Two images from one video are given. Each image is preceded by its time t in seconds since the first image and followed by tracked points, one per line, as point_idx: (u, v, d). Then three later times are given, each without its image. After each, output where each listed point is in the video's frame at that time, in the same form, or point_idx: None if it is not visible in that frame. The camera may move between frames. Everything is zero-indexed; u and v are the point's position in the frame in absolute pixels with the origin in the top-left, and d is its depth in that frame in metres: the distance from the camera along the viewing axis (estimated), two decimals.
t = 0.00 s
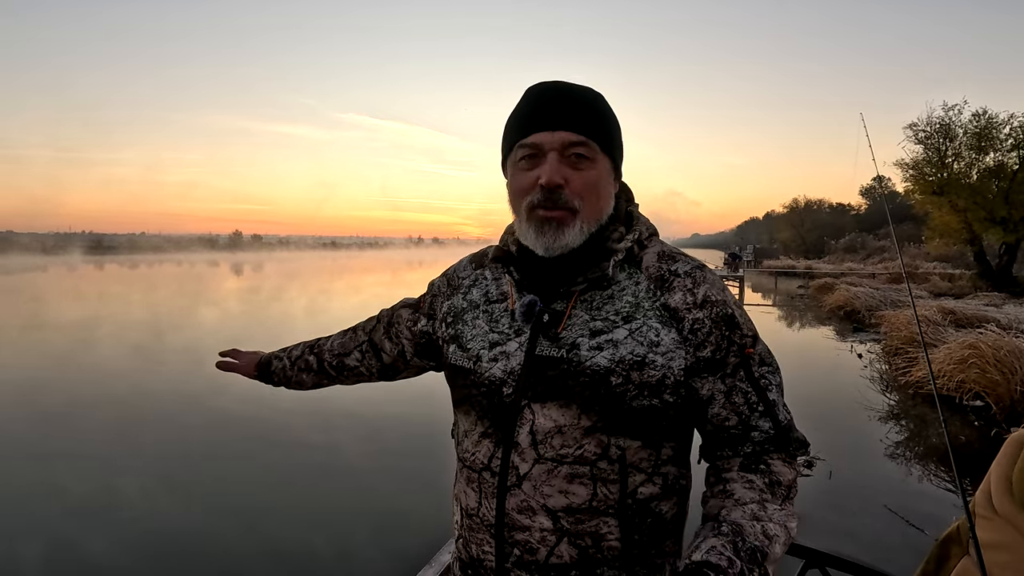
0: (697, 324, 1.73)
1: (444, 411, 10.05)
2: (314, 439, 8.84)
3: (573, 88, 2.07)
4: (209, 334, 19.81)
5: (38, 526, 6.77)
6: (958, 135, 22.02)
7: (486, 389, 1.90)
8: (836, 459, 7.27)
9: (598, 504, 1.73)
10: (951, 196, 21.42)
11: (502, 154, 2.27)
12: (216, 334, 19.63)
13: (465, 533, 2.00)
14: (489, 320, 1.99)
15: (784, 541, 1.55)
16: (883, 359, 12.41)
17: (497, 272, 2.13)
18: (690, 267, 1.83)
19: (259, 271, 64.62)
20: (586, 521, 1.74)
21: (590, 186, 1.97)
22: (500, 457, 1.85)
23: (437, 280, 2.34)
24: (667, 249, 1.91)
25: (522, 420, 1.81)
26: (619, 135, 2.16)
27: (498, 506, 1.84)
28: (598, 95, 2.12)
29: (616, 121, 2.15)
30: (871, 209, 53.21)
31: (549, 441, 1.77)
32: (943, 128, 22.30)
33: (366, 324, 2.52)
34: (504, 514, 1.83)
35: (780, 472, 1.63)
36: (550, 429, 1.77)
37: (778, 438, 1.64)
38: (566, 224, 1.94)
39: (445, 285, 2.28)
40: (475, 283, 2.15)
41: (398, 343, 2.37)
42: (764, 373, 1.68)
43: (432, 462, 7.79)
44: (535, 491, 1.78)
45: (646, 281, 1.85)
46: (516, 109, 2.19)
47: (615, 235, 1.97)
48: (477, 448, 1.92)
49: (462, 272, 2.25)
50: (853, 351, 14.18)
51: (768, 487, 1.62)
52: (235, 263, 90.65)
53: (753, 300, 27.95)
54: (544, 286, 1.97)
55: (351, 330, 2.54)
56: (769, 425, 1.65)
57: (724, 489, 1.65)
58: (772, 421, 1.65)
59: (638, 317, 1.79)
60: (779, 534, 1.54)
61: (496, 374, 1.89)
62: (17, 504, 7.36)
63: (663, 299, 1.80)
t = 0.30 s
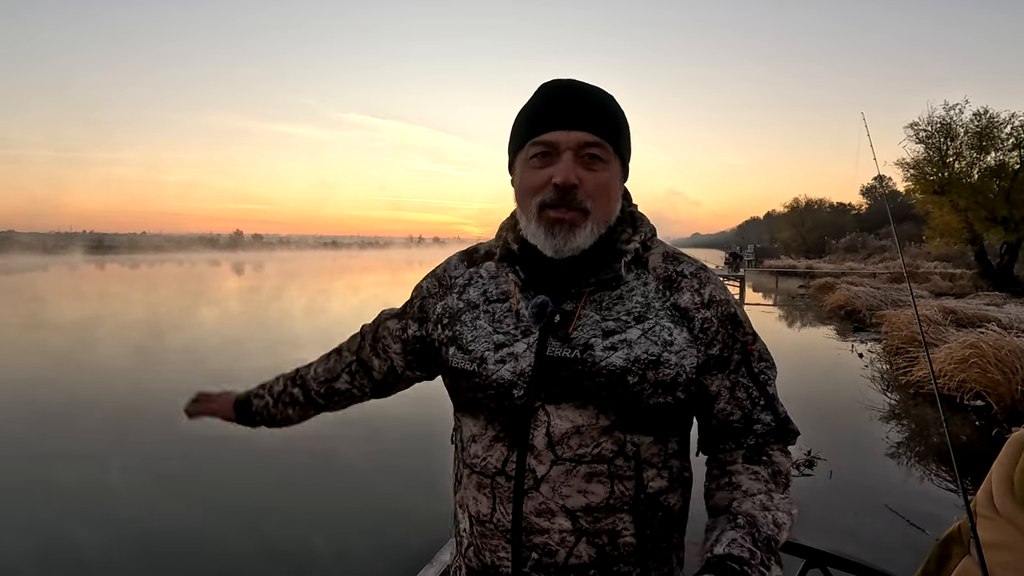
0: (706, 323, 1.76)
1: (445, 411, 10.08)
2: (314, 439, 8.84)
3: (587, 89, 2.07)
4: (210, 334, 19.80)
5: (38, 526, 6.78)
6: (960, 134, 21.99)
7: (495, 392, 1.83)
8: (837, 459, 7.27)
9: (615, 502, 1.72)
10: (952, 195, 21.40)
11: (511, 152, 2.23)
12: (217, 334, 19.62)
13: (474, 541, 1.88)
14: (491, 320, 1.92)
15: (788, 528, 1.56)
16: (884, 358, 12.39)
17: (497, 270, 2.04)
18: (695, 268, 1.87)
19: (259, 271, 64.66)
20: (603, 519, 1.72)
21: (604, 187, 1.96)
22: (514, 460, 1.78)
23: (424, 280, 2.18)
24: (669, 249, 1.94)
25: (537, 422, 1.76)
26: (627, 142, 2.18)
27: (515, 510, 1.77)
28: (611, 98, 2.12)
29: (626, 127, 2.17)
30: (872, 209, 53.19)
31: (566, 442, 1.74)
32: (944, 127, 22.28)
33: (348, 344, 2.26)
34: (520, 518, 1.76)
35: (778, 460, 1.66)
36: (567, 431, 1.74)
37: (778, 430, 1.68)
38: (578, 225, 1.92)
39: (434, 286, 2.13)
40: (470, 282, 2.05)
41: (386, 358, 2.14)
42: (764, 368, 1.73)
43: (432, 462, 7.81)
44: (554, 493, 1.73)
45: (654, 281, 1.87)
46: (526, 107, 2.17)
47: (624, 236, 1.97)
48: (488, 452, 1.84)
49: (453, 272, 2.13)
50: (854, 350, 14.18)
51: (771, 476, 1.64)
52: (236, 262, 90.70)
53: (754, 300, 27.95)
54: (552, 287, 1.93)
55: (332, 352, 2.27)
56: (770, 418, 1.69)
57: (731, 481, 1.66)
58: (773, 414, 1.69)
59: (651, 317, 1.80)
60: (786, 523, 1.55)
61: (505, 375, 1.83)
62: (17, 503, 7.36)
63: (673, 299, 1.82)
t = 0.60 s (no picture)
0: (707, 321, 1.82)
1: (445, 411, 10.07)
2: (313, 439, 8.84)
3: (593, 89, 2.08)
4: (212, 334, 19.83)
5: (37, 525, 6.77)
6: (960, 134, 21.98)
7: (503, 397, 1.79)
8: (837, 458, 7.28)
9: (627, 498, 1.73)
10: (953, 195, 21.39)
11: (514, 149, 2.22)
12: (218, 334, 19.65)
13: (485, 548, 1.84)
14: (492, 324, 1.89)
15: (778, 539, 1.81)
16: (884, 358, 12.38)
17: (494, 273, 2.00)
18: (691, 266, 1.92)
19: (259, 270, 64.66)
20: (616, 516, 1.73)
21: (607, 184, 1.94)
22: (528, 464, 1.76)
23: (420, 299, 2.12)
24: (665, 248, 1.97)
25: (549, 424, 1.75)
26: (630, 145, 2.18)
27: (530, 514, 1.75)
28: (611, 96, 2.12)
29: (629, 130, 2.17)
30: (873, 209, 53.18)
31: (580, 443, 1.73)
32: (944, 127, 22.28)
33: (399, 440, 2.15)
34: (536, 521, 1.74)
35: (766, 474, 1.82)
36: (580, 432, 1.73)
37: (763, 422, 1.82)
38: (579, 221, 1.90)
39: (432, 297, 2.08)
40: (466, 287, 2.01)
41: (422, 411, 2.09)
42: (754, 364, 1.84)
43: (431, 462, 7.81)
44: (569, 494, 1.73)
45: (656, 280, 1.88)
46: (531, 105, 2.16)
47: (625, 235, 1.96)
48: (498, 457, 1.81)
49: (448, 280, 2.07)
50: (854, 349, 14.19)
51: (763, 493, 1.81)
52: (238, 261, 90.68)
53: (754, 300, 27.93)
54: (557, 287, 1.91)
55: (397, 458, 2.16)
56: (756, 412, 1.82)
57: (731, 508, 1.82)
58: (759, 408, 1.82)
59: (656, 315, 1.81)
60: (776, 537, 1.78)
61: (512, 379, 1.79)
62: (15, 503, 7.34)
63: (675, 297, 1.85)
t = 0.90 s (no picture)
0: (703, 314, 1.82)
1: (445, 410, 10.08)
2: (312, 439, 8.83)
3: (575, 87, 2.08)
4: (212, 333, 19.85)
5: (36, 525, 6.75)
6: (960, 133, 21.98)
7: (501, 394, 1.81)
8: (838, 458, 7.28)
9: (625, 493, 1.73)
10: (953, 194, 21.40)
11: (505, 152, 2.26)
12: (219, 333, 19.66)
13: (487, 544, 1.85)
14: (492, 322, 1.89)
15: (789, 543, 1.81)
16: (884, 357, 12.38)
17: (493, 273, 2.01)
18: (687, 261, 1.91)
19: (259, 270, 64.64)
20: (614, 511, 1.73)
21: (584, 179, 1.94)
22: (526, 460, 1.77)
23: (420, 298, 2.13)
24: (661, 244, 1.97)
25: (547, 420, 1.75)
26: (619, 140, 2.16)
27: (529, 510, 1.75)
28: (594, 91, 2.12)
29: (616, 124, 2.15)
30: (873, 208, 53.19)
31: (577, 438, 1.73)
32: (944, 126, 22.29)
33: (389, 434, 2.12)
34: (535, 516, 1.75)
35: (772, 476, 1.82)
36: (578, 427, 1.73)
37: (761, 417, 1.82)
38: (556, 216, 1.90)
39: (432, 294, 2.09)
40: (465, 286, 2.02)
41: (420, 411, 2.09)
42: (752, 358, 1.84)
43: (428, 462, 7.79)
44: (567, 489, 1.73)
45: (652, 275, 1.88)
46: (517, 107, 2.20)
47: (618, 232, 1.97)
48: (497, 454, 1.81)
49: (448, 278, 2.08)
50: (854, 348, 14.21)
51: (770, 495, 1.81)
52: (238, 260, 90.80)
53: (754, 298, 27.97)
54: (554, 285, 1.91)
55: (381, 455, 2.12)
56: (754, 406, 1.82)
57: (739, 515, 1.82)
58: (757, 402, 1.82)
59: (652, 310, 1.81)
60: (785, 540, 1.78)
61: (510, 376, 1.80)
62: (14, 503, 7.32)
63: (670, 291, 1.85)
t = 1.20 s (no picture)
0: (710, 315, 1.83)
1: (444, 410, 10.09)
2: (312, 438, 8.83)
3: (584, 84, 2.08)
4: (213, 332, 19.85)
5: (35, 524, 6.75)
6: (961, 132, 21.97)
7: (508, 395, 1.80)
8: (838, 457, 7.28)
9: (633, 495, 1.74)
10: (954, 193, 21.39)
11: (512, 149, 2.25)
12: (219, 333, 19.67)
13: (493, 547, 1.84)
14: (498, 323, 1.89)
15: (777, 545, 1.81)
16: (885, 357, 12.36)
17: (499, 272, 2.00)
18: (694, 262, 1.92)
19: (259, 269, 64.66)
20: (623, 513, 1.73)
21: (595, 175, 1.94)
22: (535, 462, 1.76)
23: (423, 298, 2.12)
24: (667, 244, 1.98)
25: (556, 422, 1.75)
26: (628, 140, 2.17)
27: (537, 512, 1.75)
28: (603, 89, 2.12)
29: (626, 123, 2.16)
30: (874, 208, 53.16)
31: (587, 440, 1.73)
32: (945, 126, 22.29)
33: (387, 444, 2.13)
34: (544, 519, 1.75)
35: (766, 477, 1.81)
36: (587, 429, 1.73)
37: (763, 419, 1.83)
38: (568, 211, 1.90)
39: (435, 296, 2.08)
40: (469, 287, 2.01)
41: (421, 411, 2.08)
42: (757, 360, 1.84)
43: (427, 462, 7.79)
44: (576, 491, 1.73)
45: (659, 276, 1.89)
46: (526, 105, 2.19)
47: (627, 232, 1.97)
48: (505, 456, 1.81)
49: (451, 279, 2.08)
50: (854, 348, 14.22)
51: (763, 497, 1.80)
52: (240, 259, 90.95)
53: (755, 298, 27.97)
54: (560, 285, 1.91)
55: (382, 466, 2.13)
56: (757, 408, 1.83)
57: (731, 513, 1.82)
58: (760, 405, 1.83)
59: (660, 311, 1.81)
60: (774, 543, 1.79)
61: (518, 377, 1.80)
62: (14, 502, 7.32)
63: (678, 292, 1.85)
